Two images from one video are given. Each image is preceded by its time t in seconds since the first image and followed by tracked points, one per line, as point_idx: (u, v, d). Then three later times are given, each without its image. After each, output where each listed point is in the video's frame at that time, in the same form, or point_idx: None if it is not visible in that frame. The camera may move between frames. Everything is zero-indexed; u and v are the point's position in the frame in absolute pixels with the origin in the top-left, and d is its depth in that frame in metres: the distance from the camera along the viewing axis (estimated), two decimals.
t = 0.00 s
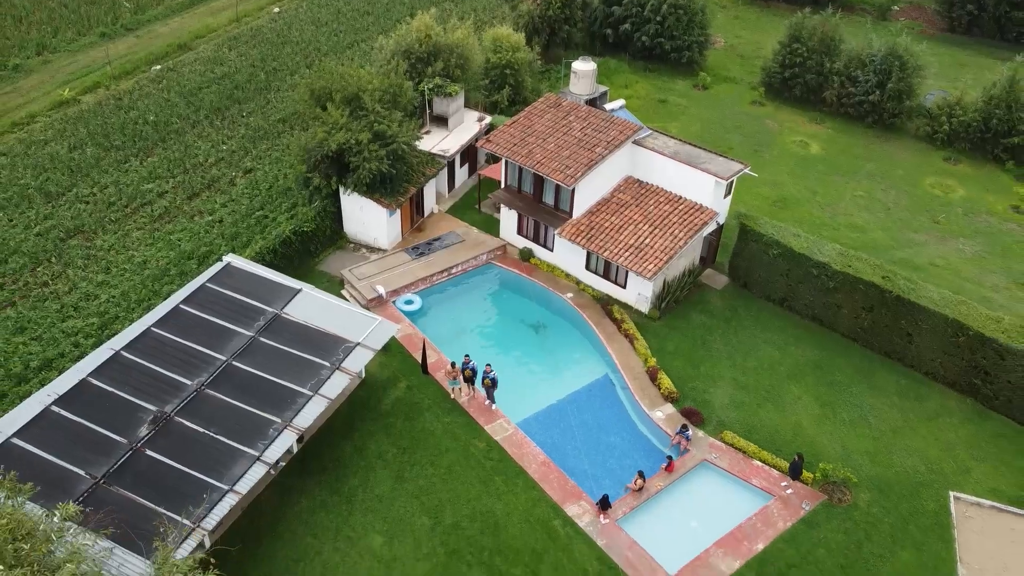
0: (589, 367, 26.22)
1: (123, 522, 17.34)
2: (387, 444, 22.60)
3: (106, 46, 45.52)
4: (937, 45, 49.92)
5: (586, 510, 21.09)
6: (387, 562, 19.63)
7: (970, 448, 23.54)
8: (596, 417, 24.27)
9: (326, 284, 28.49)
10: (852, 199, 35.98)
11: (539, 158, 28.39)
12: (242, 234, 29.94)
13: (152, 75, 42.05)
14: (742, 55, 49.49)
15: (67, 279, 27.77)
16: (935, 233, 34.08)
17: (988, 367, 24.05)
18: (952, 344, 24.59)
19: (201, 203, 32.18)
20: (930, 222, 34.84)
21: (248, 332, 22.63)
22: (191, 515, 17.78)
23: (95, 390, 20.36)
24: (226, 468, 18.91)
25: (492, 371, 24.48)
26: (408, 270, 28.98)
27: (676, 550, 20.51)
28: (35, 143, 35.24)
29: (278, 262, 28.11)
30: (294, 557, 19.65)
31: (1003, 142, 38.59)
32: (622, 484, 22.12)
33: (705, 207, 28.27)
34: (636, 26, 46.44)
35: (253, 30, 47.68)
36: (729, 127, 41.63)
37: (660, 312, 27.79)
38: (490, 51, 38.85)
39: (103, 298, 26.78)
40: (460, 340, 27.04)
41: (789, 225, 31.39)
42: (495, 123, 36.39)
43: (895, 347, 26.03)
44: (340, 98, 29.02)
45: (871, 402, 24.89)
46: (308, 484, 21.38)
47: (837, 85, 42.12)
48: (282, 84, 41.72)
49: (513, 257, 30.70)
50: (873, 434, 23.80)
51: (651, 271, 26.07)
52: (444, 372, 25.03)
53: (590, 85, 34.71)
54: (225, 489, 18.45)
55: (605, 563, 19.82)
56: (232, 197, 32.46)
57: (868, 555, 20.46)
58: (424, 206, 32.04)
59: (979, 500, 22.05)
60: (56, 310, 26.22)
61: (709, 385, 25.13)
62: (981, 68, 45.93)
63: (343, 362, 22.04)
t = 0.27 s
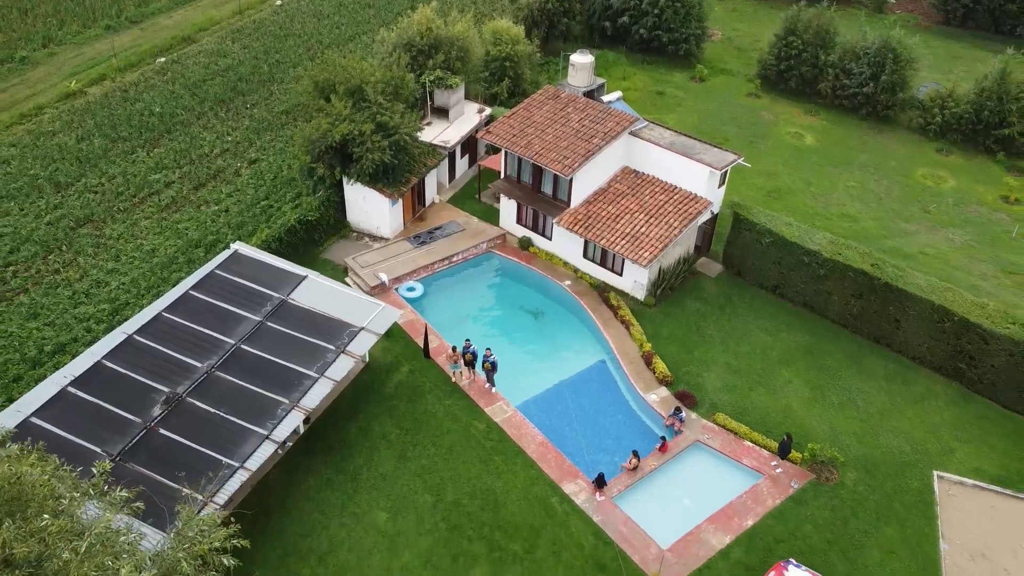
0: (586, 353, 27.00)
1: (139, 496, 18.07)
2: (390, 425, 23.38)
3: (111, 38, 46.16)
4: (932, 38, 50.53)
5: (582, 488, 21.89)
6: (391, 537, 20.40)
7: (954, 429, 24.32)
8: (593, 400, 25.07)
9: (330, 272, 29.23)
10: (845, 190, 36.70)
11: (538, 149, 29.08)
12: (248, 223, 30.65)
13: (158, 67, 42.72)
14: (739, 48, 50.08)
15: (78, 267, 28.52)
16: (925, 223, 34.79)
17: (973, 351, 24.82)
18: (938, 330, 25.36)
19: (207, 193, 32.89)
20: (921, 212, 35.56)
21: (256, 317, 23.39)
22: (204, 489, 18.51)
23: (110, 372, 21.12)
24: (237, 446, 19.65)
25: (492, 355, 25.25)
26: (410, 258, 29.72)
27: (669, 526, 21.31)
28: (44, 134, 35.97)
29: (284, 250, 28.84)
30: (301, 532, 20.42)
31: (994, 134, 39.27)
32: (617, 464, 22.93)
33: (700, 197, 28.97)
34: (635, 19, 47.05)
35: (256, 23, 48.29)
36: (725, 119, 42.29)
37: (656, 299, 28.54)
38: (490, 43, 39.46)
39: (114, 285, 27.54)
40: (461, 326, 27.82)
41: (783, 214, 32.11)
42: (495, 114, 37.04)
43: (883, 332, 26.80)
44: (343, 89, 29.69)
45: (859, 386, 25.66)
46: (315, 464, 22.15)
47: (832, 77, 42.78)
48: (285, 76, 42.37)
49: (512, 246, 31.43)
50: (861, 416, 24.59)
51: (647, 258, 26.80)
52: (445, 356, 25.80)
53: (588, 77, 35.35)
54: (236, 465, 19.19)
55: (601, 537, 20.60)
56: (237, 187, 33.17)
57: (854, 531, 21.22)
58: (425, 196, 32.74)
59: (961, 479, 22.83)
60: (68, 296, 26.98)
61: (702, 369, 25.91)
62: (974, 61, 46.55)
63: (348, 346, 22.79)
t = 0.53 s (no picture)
0: (583, 340, 27.79)
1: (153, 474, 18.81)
2: (394, 408, 24.17)
3: (117, 32, 46.83)
4: (926, 32, 51.19)
5: (579, 468, 22.69)
6: (394, 514, 21.19)
7: (939, 413, 25.13)
8: (590, 385, 25.87)
9: (334, 261, 29.98)
10: (838, 182, 37.44)
11: (537, 141, 29.80)
12: (254, 214, 31.40)
13: (163, 61, 43.41)
14: (736, 42, 50.73)
15: (89, 256, 29.28)
16: (916, 214, 35.54)
17: (958, 337, 25.61)
18: (925, 317, 26.14)
19: (213, 185, 33.62)
20: (912, 203, 36.29)
21: (263, 304, 24.15)
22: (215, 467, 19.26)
23: (123, 356, 21.89)
24: (246, 426, 20.41)
25: (492, 341, 26.05)
26: (412, 248, 30.48)
27: (663, 505, 22.11)
28: (53, 127, 36.69)
29: (289, 240, 29.58)
30: (308, 510, 21.20)
31: (985, 127, 39.98)
32: (613, 446, 23.73)
33: (694, 188, 29.71)
34: (632, 13, 47.72)
35: (259, 17, 48.93)
36: (721, 112, 42.99)
37: (651, 287, 29.31)
38: (490, 38, 40.10)
39: (124, 274, 28.30)
40: (462, 313, 28.59)
41: (776, 205, 32.85)
42: (495, 108, 37.73)
43: (872, 320, 27.59)
44: (347, 83, 30.40)
45: (848, 371, 26.46)
46: (321, 445, 22.93)
47: (826, 71, 43.49)
48: (288, 69, 43.05)
49: (512, 236, 32.18)
50: (849, 400, 25.38)
51: (642, 248, 27.57)
52: (446, 343, 26.58)
53: (586, 71, 36.02)
54: (246, 445, 19.94)
55: (597, 515, 21.40)
56: (243, 178, 33.91)
57: (841, 509, 22.00)
58: (427, 187, 33.46)
59: (946, 460, 23.63)
60: (79, 285, 27.74)
61: (696, 356, 26.69)
62: (967, 55, 47.23)
63: (353, 332, 23.53)
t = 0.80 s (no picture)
0: (581, 329, 28.58)
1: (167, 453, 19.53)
2: (397, 394, 24.94)
3: (122, 29, 47.54)
4: (920, 28, 51.93)
5: (576, 451, 23.48)
6: (398, 494, 21.95)
7: (925, 399, 25.93)
8: (587, 372, 26.67)
9: (337, 253, 30.73)
10: (831, 176, 38.19)
11: (536, 135, 30.54)
12: (259, 206, 32.15)
13: (168, 57, 44.13)
14: (733, 38, 51.43)
15: (99, 248, 30.03)
16: (907, 207, 36.30)
17: (944, 326, 26.40)
18: (913, 306, 26.92)
19: (219, 178, 34.36)
20: (904, 197, 37.05)
21: (271, 293, 24.92)
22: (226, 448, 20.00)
23: (136, 343, 22.66)
24: (256, 409, 21.16)
25: (493, 330, 26.84)
26: (414, 240, 31.25)
27: (657, 486, 22.91)
28: (61, 122, 37.43)
29: (294, 232, 30.33)
30: (314, 490, 21.96)
31: (976, 122, 40.74)
32: (609, 430, 24.53)
33: (689, 181, 30.46)
34: (630, 10, 48.46)
35: (262, 14, 49.62)
36: (717, 107, 43.71)
37: (647, 278, 30.07)
38: (490, 34, 40.81)
39: (134, 265, 29.05)
40: (463, 303, 29.38)
41: (770, 199, 33.63)
42: (495, 103, 38.46)
43: (861, 309, 28.37)
44: (350, 79, 31.13)
45: (838, 359, 27.25)
46: (326, 429, 23.70)
47: (821, 67, 44.24)
48: (291, 65, 43.77)
49: (511, 228, 32.95)
50: (838, 387, 26.17)
51: (638, 239, 28.33)
52: (448, 331, 27.36)
53: (583, 67, 36.73)
54: (255, 427, 20.69)
55: (593, 496, 22.19)
56: (248, 172, 34.66)
57: (829, 490, 22.79)
58: (428, 180, 34.21)
59: (931, 444, 24.43)
60: (90, 275, 28.49)
61: (691, 344, 27.47)
62: (960, 51, 47.98)
63: (357, 319, 24.29)
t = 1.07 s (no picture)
0: (578, 320, 29.38)
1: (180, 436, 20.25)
2: (400, 382, 25.73)
3: (128, 27, 48.30)
4: (914, 27, 52.68)
5: (574, 437, 24.29)
6: (401, 478, 22.72)
7: (913, 387, 26.71)
8: (585, 361, 27.47)
9: (341, 246, 31.52)
10: (824, 172, 38.95)
11: (535, 132, 31.31)
12: (265, 201, 32.92)
13: (173, 55, 44.89)
14: (729, 37, 52.17)
15: (109, 241, 30.82)
16: (899, 202, 37.08)
17: (931, 317, 27.18)
18: (901, 297, 27.70)
19: (225, 174, 35.14)
20: (895, 192, 37.82)
21: (277, 284, 25.71)
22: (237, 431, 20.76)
23: (148, 331, 23.44)
24: (265, 394, 21.93)
25: (493, 320, 27.63)
26: (416, 233, 32.03)
27: (652, 470, 23.72)
28: (70, 119, 38.23)
29: (299, 226, 31.10)
30: (320, 474, 22.72)
31: (968, 119, 41.50)
32: (605, 417, 25.33)
33: (684, 176, 31.23)
34: (628, 9, 49.23)
35: (265, 12, 50.36)
36: (713, 105, 44.46)
37: (643, 270, 30.86)
38: (490, 32, 41.54)
39: (144, 257, 29.83)
40: (464, 295, 30.18)
41: (763, 194, 34.41)
42: (494, 100, 39.21)
43: (851, 301, 29.15)
44: (354, 76, 31.87)
45: (828, 349, 28.03)
46: (332, 415, 24.47)
47: (815, 65, 45.01)
48: (295, 63, 44.51)
49: (511, 223, 33.74)
50: (828, 376, 26.96)
51: (634, 233, 29.12)
52: (449, 322, 28.16)
53: (581, 65, 37.46)
54: (264, 411, 21.45)
55: (590, 479, 22.98)
56: (253, 168, 35.42)
57: (818, 474, 23.57)
58: (430, 176, 34.97)
59: (917, 430, 25.20)
60: (101, 268, 29.27)
61: (685, 335, 28.25)
62: (953, 49, 48.73)
63: (362, 310, 25.07)
